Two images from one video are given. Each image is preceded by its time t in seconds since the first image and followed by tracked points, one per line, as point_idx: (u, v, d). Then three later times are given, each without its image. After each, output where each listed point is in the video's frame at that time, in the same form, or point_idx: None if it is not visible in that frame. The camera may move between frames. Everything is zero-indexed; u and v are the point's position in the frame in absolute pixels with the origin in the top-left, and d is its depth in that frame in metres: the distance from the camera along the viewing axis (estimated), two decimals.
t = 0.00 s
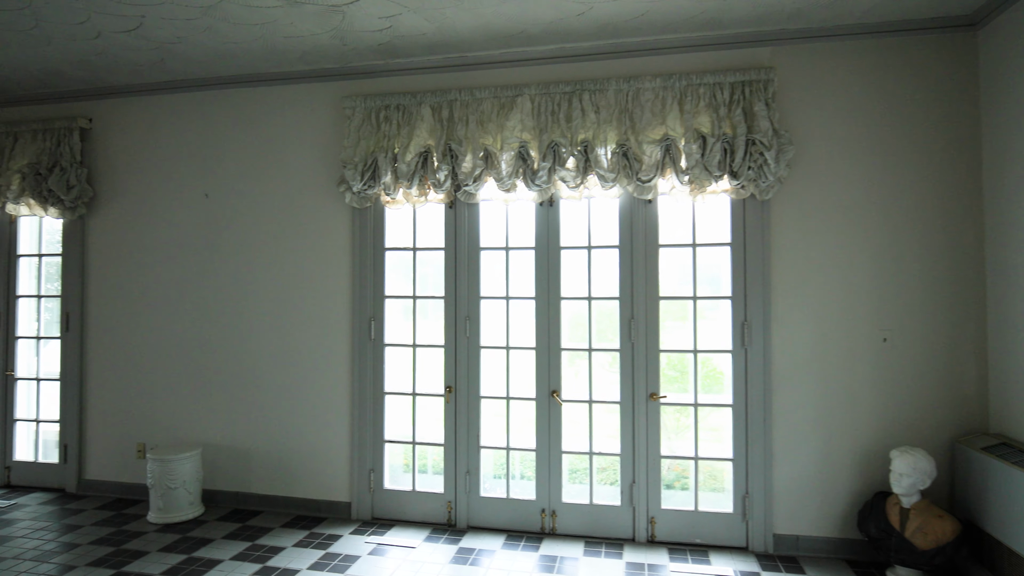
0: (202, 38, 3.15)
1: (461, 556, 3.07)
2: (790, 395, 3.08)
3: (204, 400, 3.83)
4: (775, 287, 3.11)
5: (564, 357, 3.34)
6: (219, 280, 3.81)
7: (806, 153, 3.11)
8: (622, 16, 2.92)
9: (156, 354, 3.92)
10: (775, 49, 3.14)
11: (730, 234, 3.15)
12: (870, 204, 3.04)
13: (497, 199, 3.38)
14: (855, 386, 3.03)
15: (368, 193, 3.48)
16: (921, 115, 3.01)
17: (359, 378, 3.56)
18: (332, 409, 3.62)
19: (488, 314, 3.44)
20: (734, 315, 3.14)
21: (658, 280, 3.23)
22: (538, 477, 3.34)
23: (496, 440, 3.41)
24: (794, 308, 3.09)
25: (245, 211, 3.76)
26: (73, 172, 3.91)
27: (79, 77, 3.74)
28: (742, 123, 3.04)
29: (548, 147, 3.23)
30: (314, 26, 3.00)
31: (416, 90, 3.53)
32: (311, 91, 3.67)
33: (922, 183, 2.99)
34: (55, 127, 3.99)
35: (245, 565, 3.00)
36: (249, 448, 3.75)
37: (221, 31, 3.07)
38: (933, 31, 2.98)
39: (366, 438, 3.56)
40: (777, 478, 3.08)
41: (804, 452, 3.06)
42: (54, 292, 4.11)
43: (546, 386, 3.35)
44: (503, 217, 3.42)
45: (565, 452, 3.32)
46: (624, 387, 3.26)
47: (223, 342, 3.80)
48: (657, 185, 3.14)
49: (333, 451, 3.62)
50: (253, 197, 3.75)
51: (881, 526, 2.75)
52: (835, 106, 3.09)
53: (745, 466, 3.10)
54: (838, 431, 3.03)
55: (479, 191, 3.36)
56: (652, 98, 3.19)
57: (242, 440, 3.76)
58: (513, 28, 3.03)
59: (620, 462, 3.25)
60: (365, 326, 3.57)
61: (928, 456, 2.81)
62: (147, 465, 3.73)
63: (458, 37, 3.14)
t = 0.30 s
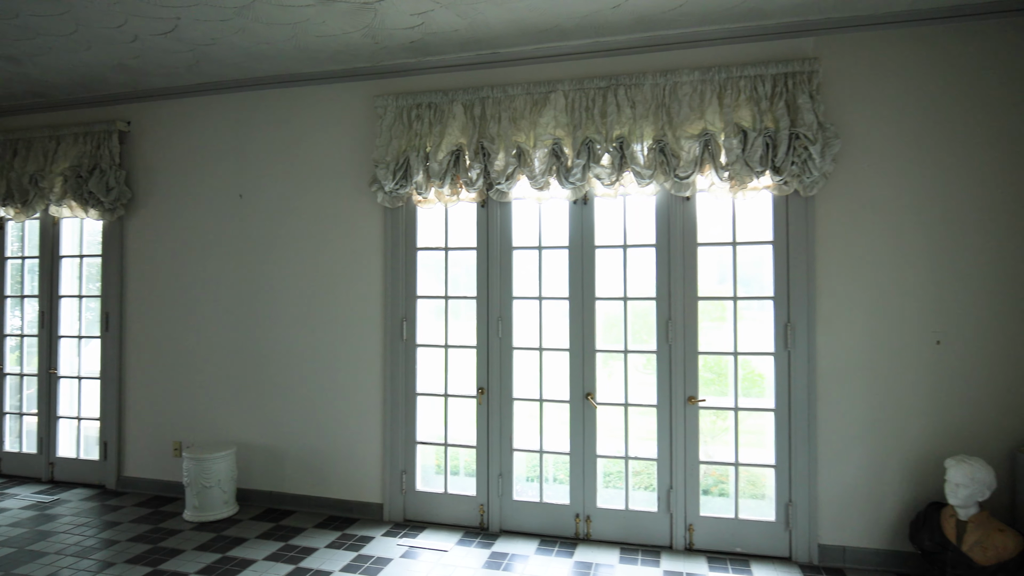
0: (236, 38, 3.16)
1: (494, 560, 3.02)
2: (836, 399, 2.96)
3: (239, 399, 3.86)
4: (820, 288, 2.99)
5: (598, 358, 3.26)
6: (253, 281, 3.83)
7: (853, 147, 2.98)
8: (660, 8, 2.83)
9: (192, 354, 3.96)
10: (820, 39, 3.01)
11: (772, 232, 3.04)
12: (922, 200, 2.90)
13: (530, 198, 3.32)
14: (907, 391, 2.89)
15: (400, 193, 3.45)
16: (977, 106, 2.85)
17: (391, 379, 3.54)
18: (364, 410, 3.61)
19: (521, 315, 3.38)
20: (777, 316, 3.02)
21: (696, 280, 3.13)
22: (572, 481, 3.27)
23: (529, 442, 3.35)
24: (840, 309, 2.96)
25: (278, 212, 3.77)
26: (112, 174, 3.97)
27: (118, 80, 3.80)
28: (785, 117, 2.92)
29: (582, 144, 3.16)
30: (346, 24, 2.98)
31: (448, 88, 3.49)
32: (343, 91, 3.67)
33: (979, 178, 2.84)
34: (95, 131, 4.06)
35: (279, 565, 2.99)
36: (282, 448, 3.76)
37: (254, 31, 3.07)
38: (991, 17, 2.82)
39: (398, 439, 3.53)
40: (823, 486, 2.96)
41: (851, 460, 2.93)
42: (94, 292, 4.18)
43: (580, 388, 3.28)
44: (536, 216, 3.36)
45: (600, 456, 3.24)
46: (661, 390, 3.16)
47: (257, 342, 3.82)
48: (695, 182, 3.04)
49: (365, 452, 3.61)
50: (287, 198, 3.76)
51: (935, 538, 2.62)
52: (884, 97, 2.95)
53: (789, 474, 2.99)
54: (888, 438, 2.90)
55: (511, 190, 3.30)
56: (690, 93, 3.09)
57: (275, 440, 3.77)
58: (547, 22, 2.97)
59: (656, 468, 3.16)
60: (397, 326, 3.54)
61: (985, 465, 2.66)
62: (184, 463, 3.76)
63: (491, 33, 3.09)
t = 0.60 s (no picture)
0: (269, 40, 3.16)
1: (528, 566, 2.96)
2: (885, 405, 2.82)
3: (273, 399, 3.88)
4: (868, 288, 2.86)
5: (634, 361, 3.18)
6: (287, 282, 3.85)
7: (903, 141, 2.84)
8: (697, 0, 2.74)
9: (228, 354, 4.00)
10: (867, 29, 2.88)
11: (817, 230, 2.92)
12: (978, 196, 2.75)
13: (564, 196, 3.26)
14: (962, 397, 2.74)
15: (432, 193, 3.43)
16: None
17: (424, 380, 3.52)
18: (397, 412, 3.59)
19: (554, 316, 3.32)
20: (822, 317, 2.90)
21: (736, 281, 3.02)
22: (607, 487, 3.19)
23: (563, 446, 3.29)
24: (890, 311, 2.83)
25: (312, 213, 3.78)
26: (151, 177, 4.04)
27: (156, 85, 3.86)
28: (830, 110, 2.80)
29: (617, 141, 3.08)
30: (378, 24, 2.95)
31: (480, 86, 3.45)
32: (375, 91, 3.66)
33: None
34: (134, 135, 4.13)
35: (312, 567, 2.99)
36: (316, 450, 3.76)
37: (287, 33, 3.08)
38: None
39: (430, 441, 3.51)
40: (872, 495, 2.83)
41: (902, 469, 2.80)
42: (134, 293, 4.26)
43: (615, 392, 3.20)
44: (570, 215, 3.29)
45: (636, 460, 3.16)
46: (699, 394, 3.07)
47: (291, 343, 3.84)
48: (735, 179, 2.94)
49: (398, 454, 3.59)
50: (320, 199, 3.76)
51: (994, 554, 2.48)
52: (937, 88, 2.80)
53: (835, 482, 2.86)
54: (942, 446, 2.76)
55: (544, 189, 3.24)
56: (729, 87, 2.99)
57: (309, 440, 3.78)
58: (581, 17, 2.90)
59: (694, 474, 3.07)
60: (430, 327, 3.51)
61: None
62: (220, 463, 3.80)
63: (523, 29, 3.03)
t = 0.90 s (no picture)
0: (303, 42, 3.17)
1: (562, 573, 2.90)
2: (939, 411, 2.69)
3: (308, 400, 3.90)
4: (920, 289, 2.72)
5: (672, 364, 3.09)
6: (321, 283, 3.86)
7: (958, 134, 2.69)
8: None
9: (263, 355, 4.04)
10: (918, 16, 2.74)
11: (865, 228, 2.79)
12: None
13: (598, 195, 3.19)
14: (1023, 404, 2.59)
15: (465, 193, 3.40)
16: None
17: (457, 381, 3.49)
18: (430, 413, 3.57)
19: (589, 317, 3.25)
20: (871, 319, 2.77)
21: (779, 281, 2.91)
22: (643, 493, 3.11)
23: (598, 450, 3.22)
24: (944, 313, 2.69)
25: (345, 214, 3.79)
26: (190, 180, 4.10)
27: (194, 89, 3.91)
28: (879, 103, 2.67)
29: (654, 138, 3.00)
30: (410, 23, 2.93)
31: (513, 84, 3.41)
32: (408, 91, 3.64)
33: None
34: (174, 138, 4.20)
35: (344, 568, 2.98)
36: (350, 450, 3.77)
37: (320, 34, 3.08)
38: None
39: (463, 444, 3.48)
40: (924, 506, 2.69)
41: (957, 479, 2.65)
42: (174, 294, 4.34)
43: (652, 395, 3.12)
44: (605, 214, 3.22)
45: (673, 466, 3.07)
46: (740, 398, 2.97)
47: (325, 343, 3.86)
48: (777, 176, 2.84)
49: (430, 455, 3.57)
50: (353, 200, 3.77)
51: None
52: (995, 77, 2.65)
53: (885, 492, 2.73)
54: (1000, 456, 2.61)
55: (579, 188, 3.17)
56: (771, 80, 2.88)
57: (343, 441, 3.79)
58: (616, 11, 2.83)
59: (734, 481, 2.97)
60: (463, 328, 3.48)
61: None
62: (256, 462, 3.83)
63: (556, 25, 2.97)
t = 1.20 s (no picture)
0: (335, 44, 3.18)
1: None
2: (997, 419, 2.54)
3: (341, 400, 3.92)
4: (976, 290, 2.57)
5: (710, 366, 3.00)
6: (355, 284, 3.88)
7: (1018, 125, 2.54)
8: None
9: (298, 355, 4.08)
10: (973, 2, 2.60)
11: (915, 225, 2.66)
12: None
13: (633, 194, 3.12)
14: None
15: (497, 193, 3.36)
16: None
17: (489, 383, 3.46)
18: (462, 414, 3.55)
19: (623, 319, 3.18)
20: (922, 322, 2.64)
21: (822, 281, 2.80)
22: (680, 499, 3.03)
23: (633, 454, 3.15)
24: (1002, 314, 2.54)
25: (378, 215, 3.79)
26: (227, 183, 4.17)
27: (231, 93, 3.97)
28: (930, 94, 2.54)
29: (690, 134, 2.92)
30: (441, 22, 2.91)
31: (545, 82, 3.36)
32: (439, 92, 3.63)
33: None
34: (212, 142, 4.28)
35: (377, 569, 2.98)
36: (383, 451, 3.77)
37: (352, 36, 3.08)
38: None
39: (495, 446, 3.44)
40: (980, 519, 2.55)
41: (1016, 491, 2.50)
42: (213, 294, 4.42)
43: (689, 399, 3.03)
44: (640, 213, 3.15)
45: (711, 472, 2.98)
46: (781, 403, 2.86)
47: (359, 344, 3.87)
48: (821, 172, 2.73)
49: (463, 458, 3.54)
50: (386, 201, 3.77)
51: None
52: None
53: (937, 504, 2.60)
54: None
55: (613, 186, 3.11)
56: (814, 72, 2.77)
57: (376, 441, 3.80)
58: (651, 5, 2.76)
59: (775, 488, 2.86)
60: (495, 329, 3.45)
61: None
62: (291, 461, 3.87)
63: (589, 20, 2.91)
